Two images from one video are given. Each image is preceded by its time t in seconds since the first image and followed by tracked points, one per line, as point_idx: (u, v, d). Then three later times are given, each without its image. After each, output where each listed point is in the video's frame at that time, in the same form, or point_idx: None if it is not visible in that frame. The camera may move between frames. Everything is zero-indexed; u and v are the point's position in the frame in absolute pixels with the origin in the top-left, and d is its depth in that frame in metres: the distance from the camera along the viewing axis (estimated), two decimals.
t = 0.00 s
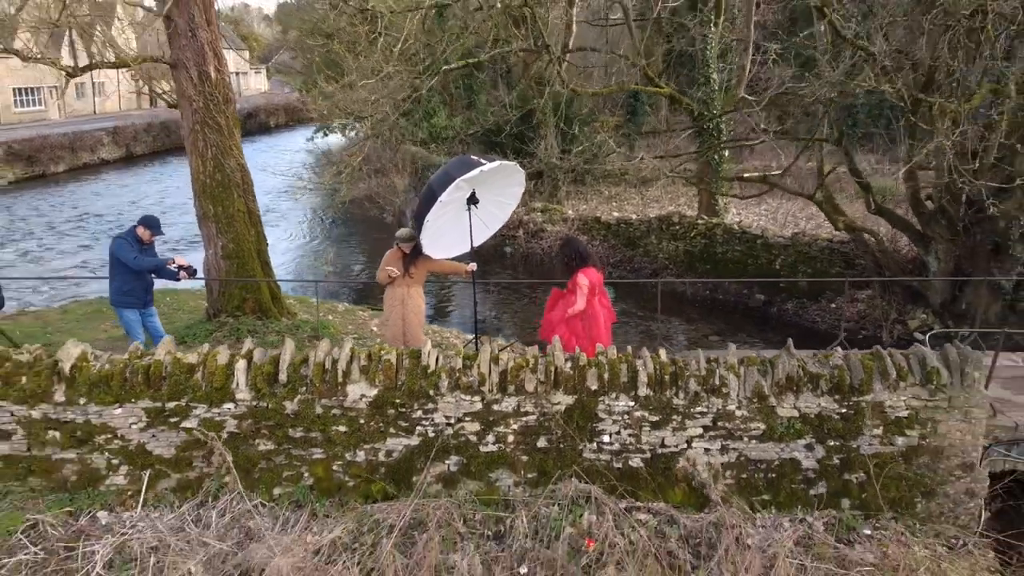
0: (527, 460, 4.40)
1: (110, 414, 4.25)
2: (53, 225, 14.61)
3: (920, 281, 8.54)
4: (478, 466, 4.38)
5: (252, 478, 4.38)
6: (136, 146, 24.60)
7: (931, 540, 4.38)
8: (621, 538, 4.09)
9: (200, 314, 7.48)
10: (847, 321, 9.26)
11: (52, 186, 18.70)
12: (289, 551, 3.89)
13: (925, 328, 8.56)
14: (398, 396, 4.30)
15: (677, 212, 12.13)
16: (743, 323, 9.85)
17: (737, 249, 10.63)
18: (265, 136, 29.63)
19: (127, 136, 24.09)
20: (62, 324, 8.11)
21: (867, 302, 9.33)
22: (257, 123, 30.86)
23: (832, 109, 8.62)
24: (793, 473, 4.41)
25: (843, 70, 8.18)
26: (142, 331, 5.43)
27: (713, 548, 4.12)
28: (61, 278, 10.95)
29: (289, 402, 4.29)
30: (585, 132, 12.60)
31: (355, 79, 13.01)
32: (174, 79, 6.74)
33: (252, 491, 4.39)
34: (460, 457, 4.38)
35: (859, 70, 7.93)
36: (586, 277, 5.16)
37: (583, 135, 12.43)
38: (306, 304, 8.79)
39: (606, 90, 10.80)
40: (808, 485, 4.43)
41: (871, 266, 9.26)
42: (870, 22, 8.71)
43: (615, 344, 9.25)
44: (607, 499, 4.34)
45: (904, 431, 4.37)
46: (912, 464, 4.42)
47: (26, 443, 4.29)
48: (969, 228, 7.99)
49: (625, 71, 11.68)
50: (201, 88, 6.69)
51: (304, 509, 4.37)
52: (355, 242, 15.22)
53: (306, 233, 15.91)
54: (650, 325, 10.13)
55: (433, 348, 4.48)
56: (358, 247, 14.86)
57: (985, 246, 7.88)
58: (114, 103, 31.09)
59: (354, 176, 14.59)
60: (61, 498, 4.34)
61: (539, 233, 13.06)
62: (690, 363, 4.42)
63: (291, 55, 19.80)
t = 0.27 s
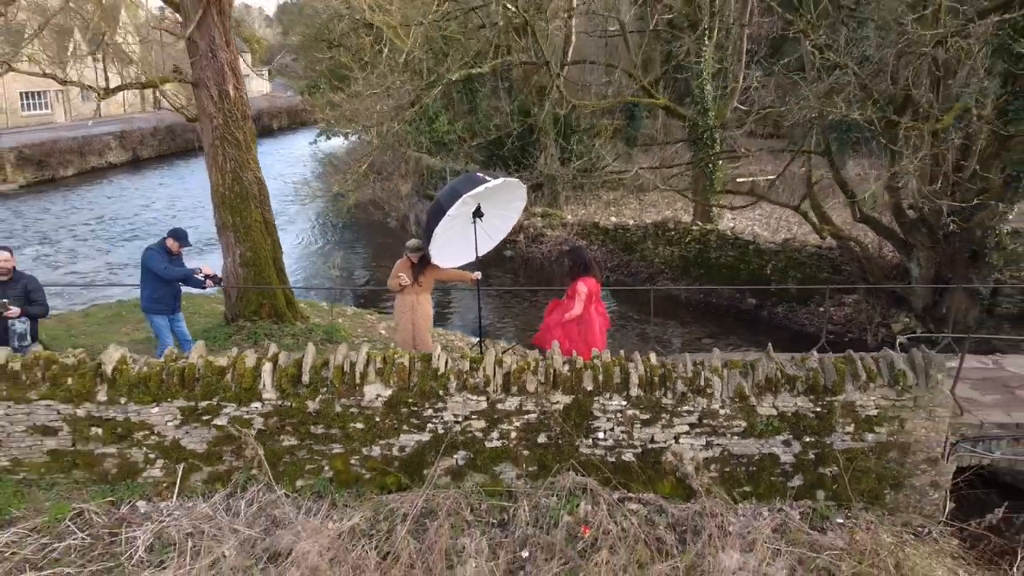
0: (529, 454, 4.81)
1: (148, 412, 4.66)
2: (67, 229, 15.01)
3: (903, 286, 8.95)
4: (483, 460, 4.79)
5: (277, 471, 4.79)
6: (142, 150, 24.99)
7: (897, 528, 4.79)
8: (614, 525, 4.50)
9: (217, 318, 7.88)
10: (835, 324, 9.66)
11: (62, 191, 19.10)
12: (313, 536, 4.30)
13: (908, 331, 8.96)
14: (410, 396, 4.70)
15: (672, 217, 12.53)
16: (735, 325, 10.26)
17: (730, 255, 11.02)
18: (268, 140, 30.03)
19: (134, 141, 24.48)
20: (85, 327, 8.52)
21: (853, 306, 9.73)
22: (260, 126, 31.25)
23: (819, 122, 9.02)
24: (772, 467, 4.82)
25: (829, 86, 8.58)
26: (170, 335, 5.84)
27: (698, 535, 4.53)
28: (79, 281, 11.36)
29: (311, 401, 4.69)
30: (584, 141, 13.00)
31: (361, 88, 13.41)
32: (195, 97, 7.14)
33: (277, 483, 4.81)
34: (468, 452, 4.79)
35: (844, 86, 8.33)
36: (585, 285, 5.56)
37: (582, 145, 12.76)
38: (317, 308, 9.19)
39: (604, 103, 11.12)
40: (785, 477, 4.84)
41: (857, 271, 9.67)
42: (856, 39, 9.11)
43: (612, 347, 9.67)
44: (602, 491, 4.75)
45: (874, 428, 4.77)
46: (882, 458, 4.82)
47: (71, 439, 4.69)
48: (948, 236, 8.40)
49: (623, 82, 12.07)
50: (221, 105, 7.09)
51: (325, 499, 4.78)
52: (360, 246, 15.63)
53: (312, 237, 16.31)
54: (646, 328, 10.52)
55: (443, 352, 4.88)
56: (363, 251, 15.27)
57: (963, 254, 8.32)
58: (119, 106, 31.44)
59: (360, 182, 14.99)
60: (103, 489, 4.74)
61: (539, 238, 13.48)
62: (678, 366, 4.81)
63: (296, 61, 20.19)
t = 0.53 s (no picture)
0: (530, 454, 5.28)
1: (183, 415, 5.12)
2: (81, 235, 15.48)
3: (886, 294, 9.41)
4: (488, 458, 5.26)
5: (301, 468, 5.25)
6: (150, 154, 25.43)
7: (866, 521, 5.26)
8: (607, 518, 4.97)
9: (236, 324, 8.35)
10: (821, 330, 10.12)
11: (74, 196, 19.56)
12: (335, 527, 4.77)
13: (890, 337, 9.42)
14: (423, 401, 5.15)
15: (667, 225, 12.98)
16: (727, 331, 10.72)
17: (722, 262, 11.47)
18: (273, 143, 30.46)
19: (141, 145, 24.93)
20: (108, 332, 8.98)
21: (839, 312, 10.19)
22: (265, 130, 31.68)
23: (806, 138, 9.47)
24: (752, 465, 5.29)
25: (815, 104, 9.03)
26: (198, 343, 6.32)
27: (683, 527, 5.00)
28: (97, 288, 11.82)
29: (332, 405, 5.15)
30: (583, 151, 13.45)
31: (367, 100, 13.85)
32: (216, 118, 7.59)
33: (301, 479, 5.28)
34: (474, 451, 5.25)
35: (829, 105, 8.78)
36: (586, 298, 6.00)
37: (580, 155, 13.19)
38: (328, 314, 9.65)
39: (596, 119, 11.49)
40: (764, 475, 5.31)
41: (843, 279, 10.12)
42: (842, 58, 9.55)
43: (608, 351, 10.13)
44: (597, 487, 5.22)
45: (845, 430, 5.23)
46: (852, 457, 5.28)
47: (114, 440, 5.15)
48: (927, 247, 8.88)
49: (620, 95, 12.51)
50: (241, 126, 7.54)
51: (345, 495, 5.26)
52: (366, 251, 16.09)
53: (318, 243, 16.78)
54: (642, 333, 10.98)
55: (451, 361, 5.34)
56: (369, 256, 15.73)
57: (941, 264, 8.79)
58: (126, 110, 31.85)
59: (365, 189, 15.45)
60: (142, 485, 5.21)
61: (540, 245, 13.95)
62: (666, 373, 5.26)
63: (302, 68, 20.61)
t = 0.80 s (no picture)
0: (531, 456, 5.71)
1: (211, 421, 5.55)
2: (93, 242, 15.90)
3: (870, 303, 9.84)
4: (492, 461, 5.69)
5: (318, 470, 5.68)
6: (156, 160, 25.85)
7: (841, 518, 5.69)
8: (602, 516, 5.40)
9: (251, 332, 8.78)
10: (809, 336, 10.56)
11: (84, 202, 19.98)
12: (352, 524, 5.21)
13: (875, 344, 9.86)
14: (432, 407, 5.58)
15: (663, 234, 13.39)
16: (719, 337, 11.16)
17: (716, 270, 11.90)
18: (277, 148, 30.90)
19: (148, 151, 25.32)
20: (128, 339, 9.42)
21: (827, 319, 10.62)
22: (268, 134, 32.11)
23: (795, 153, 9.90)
24: (736, 467, 5.72)
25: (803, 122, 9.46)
26: (220, 353, 6.78)
27: (672, 523, 5.43)
28: (113, 295, 12.25)
29: (348, 412, 5.57)
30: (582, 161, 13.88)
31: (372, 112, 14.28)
32: (234, 138, 8.03)
33: (319, 480, 5.72)
34: (479, 454, 5.69)
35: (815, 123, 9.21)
36: (585, 311, 6.42)
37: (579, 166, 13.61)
38: (337, 321, 10.08)
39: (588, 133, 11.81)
40: (747, 476, 5.74)
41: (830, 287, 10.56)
42: (828, 77, 9.98)
43: (605, 357, 10.57)
44: (593, 487, 5.65)
45: (821, 434, 5.67)
46: (829, 459, 5.72)
47: (146, 444, 5.58)
48: (909, 259, 9.32)
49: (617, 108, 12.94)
50: (257, 146, 7.98)
51: (360, 494, 5.69)
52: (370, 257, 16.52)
53: (325, 249, 17.21)
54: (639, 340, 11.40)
55: (458, 370, 5.77)
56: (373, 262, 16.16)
57: (922, 275, 9.22)
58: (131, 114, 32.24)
59: (370, 198, 15.89)
60: (173, 486, 5.64)
61: (539, 252, 14.38)
62: (656, 382, 5.68)
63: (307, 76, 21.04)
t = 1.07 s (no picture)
0: (532, 460, 6.24)
1: (240, 426, 6.09)
2: (108, 250, 16.44)
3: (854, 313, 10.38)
4: (496, 463, 6.23)
5: (338, 472, 6.22)
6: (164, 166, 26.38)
7: (815, 516, 6.23)
8: (597, 514, 5.93)
9: (269, 341, 9.31)
10: (796, 344, 11.09)
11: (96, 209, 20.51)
12: (370, 520, 5.75)
13: (858, 351, 10.39)
14: (441, 414, 6.11)
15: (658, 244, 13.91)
16: (711, 344, 11.70)
17: (709, 280, 12.43)
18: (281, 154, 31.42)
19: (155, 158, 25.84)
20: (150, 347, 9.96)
21: (814, 327, 11.15)
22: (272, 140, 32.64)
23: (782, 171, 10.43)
24: (720, 469, 6.25)
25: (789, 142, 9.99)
26: (245, 363, 7.31)
27: (661, 521, 5.97)
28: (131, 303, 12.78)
29: (365, 418, 6.11)
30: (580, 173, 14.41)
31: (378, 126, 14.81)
32: (253, 160, 8.57)
33: (338, 481, 6.25)
34: (485, 457, 6.22)
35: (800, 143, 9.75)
36: (581, 324, 6.97)
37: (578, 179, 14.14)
38: (347, 330, 10.62)
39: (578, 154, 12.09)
40: (730, 477, 6.27)
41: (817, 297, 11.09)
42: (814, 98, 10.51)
43: (602, 364, 11.11)
44: (589, 488, 6.18)
45: (797, 439, 6.20)
46: (804, 462, 6.25)
47: (181, 448, 6.12)
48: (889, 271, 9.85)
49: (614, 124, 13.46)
50: (275, 168, 8.52)
51: (376, 494, 6.22)
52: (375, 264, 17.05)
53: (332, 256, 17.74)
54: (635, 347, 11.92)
55: (465, 380, 6.30)
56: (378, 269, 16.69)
57: (901, 287, 9.75)
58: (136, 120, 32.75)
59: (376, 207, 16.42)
60: (205, 486, 6.18)
61: (539, 260, 14.92)
62: (647, 391, 6.21)
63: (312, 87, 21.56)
